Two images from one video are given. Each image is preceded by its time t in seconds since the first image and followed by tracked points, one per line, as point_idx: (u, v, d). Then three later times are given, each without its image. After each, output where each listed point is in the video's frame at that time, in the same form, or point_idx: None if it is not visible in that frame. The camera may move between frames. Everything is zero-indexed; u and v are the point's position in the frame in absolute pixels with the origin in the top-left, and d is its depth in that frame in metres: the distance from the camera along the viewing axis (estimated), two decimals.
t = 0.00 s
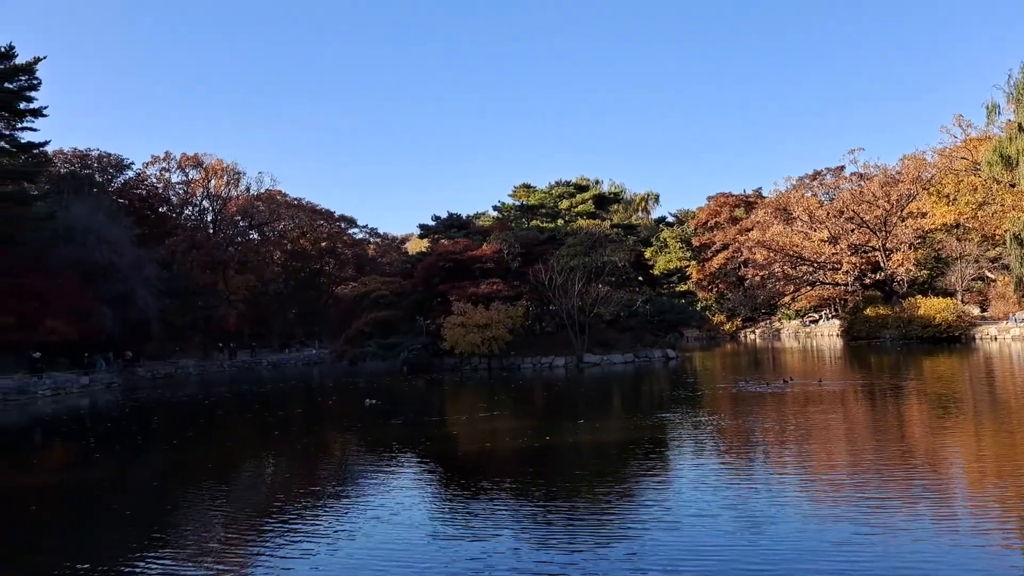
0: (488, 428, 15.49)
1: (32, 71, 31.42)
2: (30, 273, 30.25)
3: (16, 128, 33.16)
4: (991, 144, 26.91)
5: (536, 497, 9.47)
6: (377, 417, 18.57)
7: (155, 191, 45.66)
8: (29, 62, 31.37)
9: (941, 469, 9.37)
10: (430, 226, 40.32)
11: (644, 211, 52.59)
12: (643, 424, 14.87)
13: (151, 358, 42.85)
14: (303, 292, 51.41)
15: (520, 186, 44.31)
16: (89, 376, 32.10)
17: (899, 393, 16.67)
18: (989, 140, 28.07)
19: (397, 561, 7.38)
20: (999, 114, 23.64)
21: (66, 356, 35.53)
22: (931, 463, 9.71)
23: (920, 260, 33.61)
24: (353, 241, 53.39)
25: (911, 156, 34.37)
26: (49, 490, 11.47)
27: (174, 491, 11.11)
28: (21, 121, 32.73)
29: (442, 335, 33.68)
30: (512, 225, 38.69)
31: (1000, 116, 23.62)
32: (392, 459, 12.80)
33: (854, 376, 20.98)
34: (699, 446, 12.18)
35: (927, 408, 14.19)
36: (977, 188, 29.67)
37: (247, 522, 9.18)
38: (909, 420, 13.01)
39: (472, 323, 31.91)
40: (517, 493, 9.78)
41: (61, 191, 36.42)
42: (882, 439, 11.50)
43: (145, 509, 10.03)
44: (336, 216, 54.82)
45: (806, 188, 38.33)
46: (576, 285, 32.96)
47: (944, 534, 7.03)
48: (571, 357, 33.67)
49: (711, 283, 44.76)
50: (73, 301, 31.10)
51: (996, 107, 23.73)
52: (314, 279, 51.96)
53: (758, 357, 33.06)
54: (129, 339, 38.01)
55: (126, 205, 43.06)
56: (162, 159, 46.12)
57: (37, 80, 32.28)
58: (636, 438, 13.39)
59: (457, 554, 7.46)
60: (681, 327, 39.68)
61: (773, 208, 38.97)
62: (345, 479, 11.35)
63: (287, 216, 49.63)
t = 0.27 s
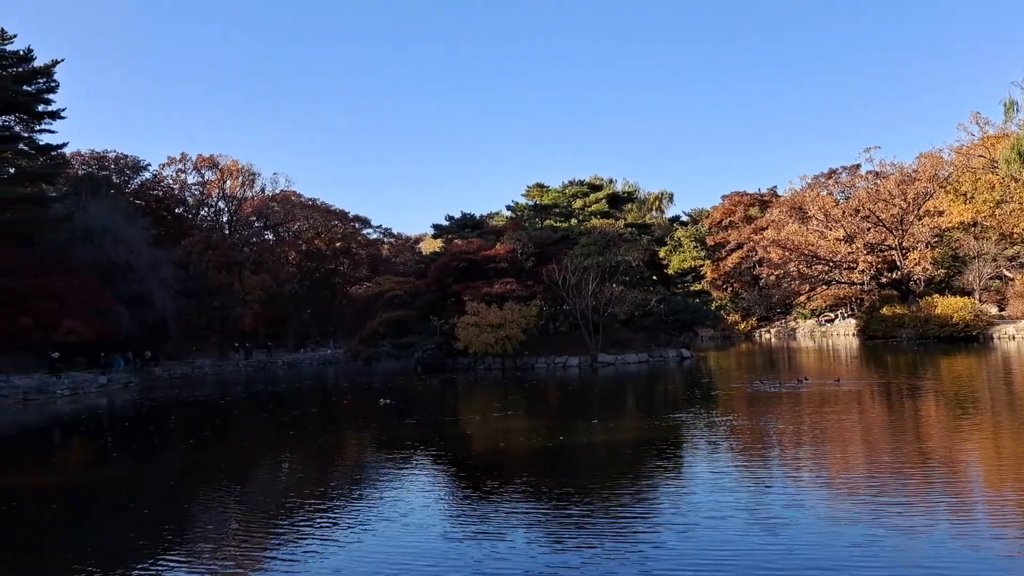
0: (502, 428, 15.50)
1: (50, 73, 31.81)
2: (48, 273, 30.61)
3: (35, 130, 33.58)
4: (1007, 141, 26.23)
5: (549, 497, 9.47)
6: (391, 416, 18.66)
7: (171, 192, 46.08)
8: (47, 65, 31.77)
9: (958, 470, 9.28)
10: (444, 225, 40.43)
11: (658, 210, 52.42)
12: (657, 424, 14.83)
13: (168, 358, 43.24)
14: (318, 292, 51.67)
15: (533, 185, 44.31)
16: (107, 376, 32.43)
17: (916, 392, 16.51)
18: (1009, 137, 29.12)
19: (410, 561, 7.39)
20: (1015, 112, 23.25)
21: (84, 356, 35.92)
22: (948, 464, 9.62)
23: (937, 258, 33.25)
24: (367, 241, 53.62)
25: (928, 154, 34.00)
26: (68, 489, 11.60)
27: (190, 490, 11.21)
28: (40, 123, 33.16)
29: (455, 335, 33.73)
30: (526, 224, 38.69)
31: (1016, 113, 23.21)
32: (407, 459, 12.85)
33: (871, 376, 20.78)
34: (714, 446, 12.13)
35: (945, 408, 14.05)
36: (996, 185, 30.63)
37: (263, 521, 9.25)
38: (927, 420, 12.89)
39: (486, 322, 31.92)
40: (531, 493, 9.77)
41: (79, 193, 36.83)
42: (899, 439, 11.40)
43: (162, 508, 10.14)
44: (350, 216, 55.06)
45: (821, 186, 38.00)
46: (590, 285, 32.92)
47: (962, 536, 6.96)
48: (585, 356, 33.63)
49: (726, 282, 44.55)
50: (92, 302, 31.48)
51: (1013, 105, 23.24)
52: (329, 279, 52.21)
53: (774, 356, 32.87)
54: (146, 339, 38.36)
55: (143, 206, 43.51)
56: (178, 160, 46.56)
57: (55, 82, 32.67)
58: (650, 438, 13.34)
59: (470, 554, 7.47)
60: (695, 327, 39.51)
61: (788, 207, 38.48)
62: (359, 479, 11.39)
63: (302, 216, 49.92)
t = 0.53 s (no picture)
0: (519, 427, 15.50)
1: (71, 76, 32.25)
2: (70, 274, 31.05)
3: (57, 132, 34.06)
4: None
5: (566, 497, 9.45)
6: (409, 416, 18.74)
7: (190, 193, 46.56)
8: (68, 68, 32.21)
9: (981, 472, 9.15)
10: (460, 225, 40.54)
11: (675, 209, 52.19)
12: (674, 424, 14.77)
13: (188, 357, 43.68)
14: (335, 292, 51.96)
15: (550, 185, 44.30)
16: (127, 375, 32.81)
17: (938, 392, 16.29)
18: None
19: (427, 561, 7.41)
20: None
21: (105, 355, 36.38)
22: (970, 465, 9.48)
23: (958, 257, 32.85)
24: (384, 242, 53.83)
25: (948, 152, 33.57)
26: (91, 487, 11.77)
27: (210, 489, 11.31)
28: (62, 125, 33.63)
29: (472, 334, 33.77)
30: (542, 224, 38.69)
31: None
32: (424, 458, 12.90)
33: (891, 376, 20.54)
34: (732, 446, 12.06)
35: (967, 408, 13.87)
36: (1018, 183, 30.76)
37: (282, 520, 9.32)
38: (949, 421, 12.73)
39: (502, 322, 31.92)
40: (548, 493, 9.76)
41: (100, 194, 37.31)
42: (920, 440, 11.27)
43: (182, 506, 10.25)
44: (367, 216, 55.32)
45: (840, 184, 37.64)
46: (606, 284, 32.83)
47: (985, 539, 6.84)
48: (602, 356, 33.54)
49: (743, 281, 44.27)
50: (113, 302, 31.93)
51: None
52: (346, 279, 52.47)
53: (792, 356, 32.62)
54: (166, 339, 38.76)
55: (163, 207, 44.03)
56: (197, 162, 47.04)
57: (76, 85, 33.12)
58: (667, 438, 13.28)
59: (487, 554, 7.47)
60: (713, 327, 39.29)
61: (806, 206, 38.18)
62: (376, 478, 11.45)
63: (319, 217, 50.23)
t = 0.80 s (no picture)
0: (535, 427, 15.53)
1: (91, 78, 32.64)
2: (91, 274, 31.45)
3: (77, 134, 34.49)
4: None
5: (582, 497, 9.44)
6: (425, 415, 18.82)
7: (208, 194, 47.00)
8: (88, 70, 32.59)
9: (1003, 473, 9.01)
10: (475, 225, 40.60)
11: (691, 209, 51.94)
12: (690, 424, 14.69)
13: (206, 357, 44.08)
14: (352, 292, 52.23)
15: (565, 185, 44.27)
16: (146, 375, 33.16)
17: (958, 393, 16.10)
18: None
19: (445, 559, 7.46)
20: None
21: (125, 354, 36.80)
22: (993, 467, 9.35)
23: (978, 256, 32.48)
24: (400, 242, 54.02)
25: (968, 149, 33.13)
26: (112, 485, 11.94)
27: (229, 487, 11.45)
28: (82, 127, 34.05)
29: (488, 334, 33.80)
30: (558, 224, 38.69)
31: None
32: (442, 457, 12.97)
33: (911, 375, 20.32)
34: (751, 446, 12.00)
35: (988, 408, 13.71)
36: None
37: (299, 518, 9.38)
38: (970, 421, 12.58)
39: (518, 322, 31.91)
40: (566, 492, 9.78)
41: (119, 194, 37.74)
42: (939, 441, 11.16)
43: (203, 505, 10.37)
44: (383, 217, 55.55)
45: (858, 183, 37.36)
46: (623, 284, 32.73)
47: (1008, 541, 6.74)
48: (618, 356, 33.45)
49: (761, 280, 43.97)
50: (133, 303, 32.30)
51: None
52: (362, 279, 52.71)
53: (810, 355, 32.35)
54: (185, 339, 39.13)
55: (181, 208, 44.48)
56: (215, 163, 47.49)
57: (96, 87, 33.51)
58: (684, 438, 13.22)
59: (503, 554, 7.48)
60: (730, 326, 39.07)
61: (824, 204, 37.96)
62: (394, 477, 11.52)
63: (335, 217, 50.51)
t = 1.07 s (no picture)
0: (548, 426, 15.54)
1: (107, 80, 32.93)
2: (108, 275, 31.80)
3: (94, 135, 34.81)
4: None
5: (595, 497, 9.43)
6: (439, 414, 18.86)
7: (223, 194, 47.52)
8: (105, 72, 32.93)
9: (1022, 474, 8.91)
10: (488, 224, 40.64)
11: (705, 207, 51.73)
12: (704, 424, 14.62)
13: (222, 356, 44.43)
14: (366, 291, 52.45)
15: (579, 183, 44.25)
16: (162, 374, 33.48)
17: (975, 392, 15.93)
18: None
19: (459, 558, 7.50)
20: None
21: (142, 354, 37.17)
22: (1011, 467, 9.26)
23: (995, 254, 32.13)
24: (413, 241, 54.16)
25: (986, 146, 32.70)
26: (131, 483, 12.09)
27: (245, 485, 11.55)
28: (99, 128, 34.36)
29: (501, 333, 33.80)
30: (571, 223, 38.68)
31: None
32: (455, 456, 13.01)
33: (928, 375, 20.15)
34: (765, 446, 11.94)
35: (1006, 408, 13.57)
36: None
37: (313, 517, 9.44)
38: (987, 421, 12.46)
39: (531, 321, 31.91)
40: (580, 492, 9.79)
41: (135, 195, 38.10)
42: (957, 441, 11.04)
43: (220, 502, 10.48)
44: (397, 216, 55.70)
45: (873, 181, 36.98)
46: (636, 283, 32.66)
47: None
48: (632, 355, 33.38)
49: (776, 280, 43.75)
50: (149, 302, 32.40)
51: None
52: (376, 279, 52.90)
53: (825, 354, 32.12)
54: (200, 338, 39.43)
55: (196, 208, 44.82)
56: (230, 163, 47.86)
57: (112, 88, 33.81)
58: (698, 438, 13.17)
59: (516, 554, 7.49)
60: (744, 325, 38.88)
61: (839, 203, 37.52)
62: (409, 476, 11.60)
63: (349, 217, 50.72)
